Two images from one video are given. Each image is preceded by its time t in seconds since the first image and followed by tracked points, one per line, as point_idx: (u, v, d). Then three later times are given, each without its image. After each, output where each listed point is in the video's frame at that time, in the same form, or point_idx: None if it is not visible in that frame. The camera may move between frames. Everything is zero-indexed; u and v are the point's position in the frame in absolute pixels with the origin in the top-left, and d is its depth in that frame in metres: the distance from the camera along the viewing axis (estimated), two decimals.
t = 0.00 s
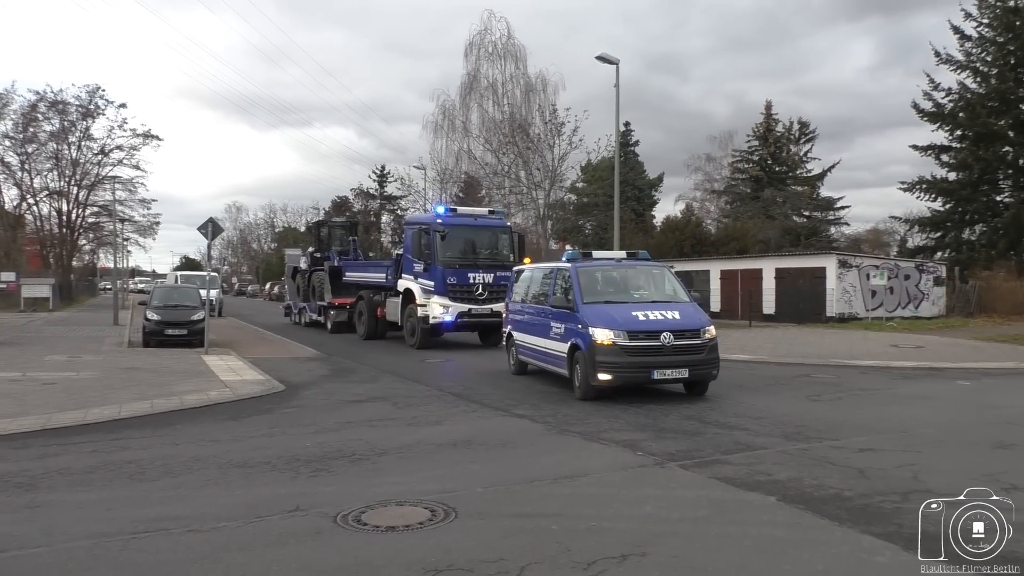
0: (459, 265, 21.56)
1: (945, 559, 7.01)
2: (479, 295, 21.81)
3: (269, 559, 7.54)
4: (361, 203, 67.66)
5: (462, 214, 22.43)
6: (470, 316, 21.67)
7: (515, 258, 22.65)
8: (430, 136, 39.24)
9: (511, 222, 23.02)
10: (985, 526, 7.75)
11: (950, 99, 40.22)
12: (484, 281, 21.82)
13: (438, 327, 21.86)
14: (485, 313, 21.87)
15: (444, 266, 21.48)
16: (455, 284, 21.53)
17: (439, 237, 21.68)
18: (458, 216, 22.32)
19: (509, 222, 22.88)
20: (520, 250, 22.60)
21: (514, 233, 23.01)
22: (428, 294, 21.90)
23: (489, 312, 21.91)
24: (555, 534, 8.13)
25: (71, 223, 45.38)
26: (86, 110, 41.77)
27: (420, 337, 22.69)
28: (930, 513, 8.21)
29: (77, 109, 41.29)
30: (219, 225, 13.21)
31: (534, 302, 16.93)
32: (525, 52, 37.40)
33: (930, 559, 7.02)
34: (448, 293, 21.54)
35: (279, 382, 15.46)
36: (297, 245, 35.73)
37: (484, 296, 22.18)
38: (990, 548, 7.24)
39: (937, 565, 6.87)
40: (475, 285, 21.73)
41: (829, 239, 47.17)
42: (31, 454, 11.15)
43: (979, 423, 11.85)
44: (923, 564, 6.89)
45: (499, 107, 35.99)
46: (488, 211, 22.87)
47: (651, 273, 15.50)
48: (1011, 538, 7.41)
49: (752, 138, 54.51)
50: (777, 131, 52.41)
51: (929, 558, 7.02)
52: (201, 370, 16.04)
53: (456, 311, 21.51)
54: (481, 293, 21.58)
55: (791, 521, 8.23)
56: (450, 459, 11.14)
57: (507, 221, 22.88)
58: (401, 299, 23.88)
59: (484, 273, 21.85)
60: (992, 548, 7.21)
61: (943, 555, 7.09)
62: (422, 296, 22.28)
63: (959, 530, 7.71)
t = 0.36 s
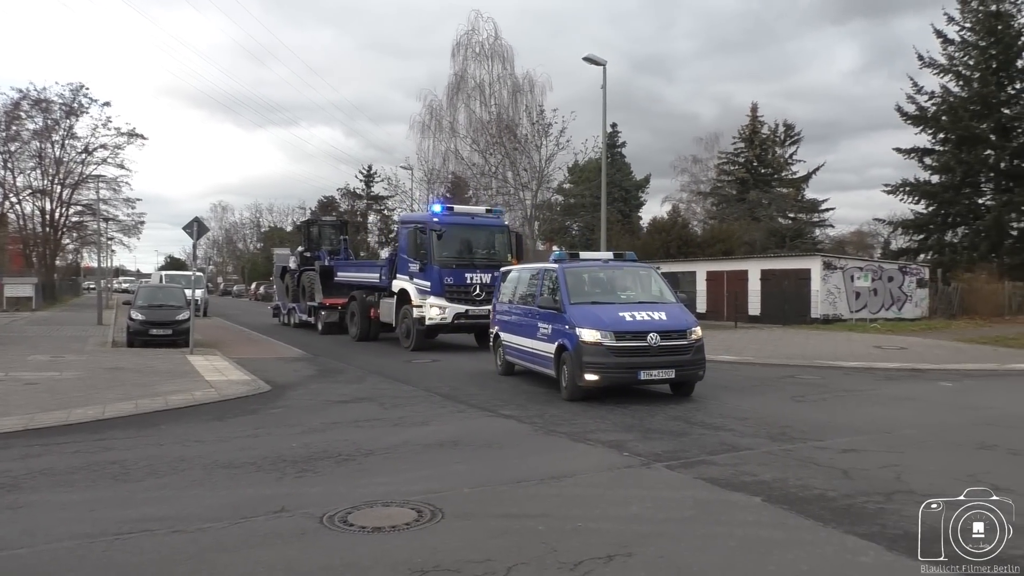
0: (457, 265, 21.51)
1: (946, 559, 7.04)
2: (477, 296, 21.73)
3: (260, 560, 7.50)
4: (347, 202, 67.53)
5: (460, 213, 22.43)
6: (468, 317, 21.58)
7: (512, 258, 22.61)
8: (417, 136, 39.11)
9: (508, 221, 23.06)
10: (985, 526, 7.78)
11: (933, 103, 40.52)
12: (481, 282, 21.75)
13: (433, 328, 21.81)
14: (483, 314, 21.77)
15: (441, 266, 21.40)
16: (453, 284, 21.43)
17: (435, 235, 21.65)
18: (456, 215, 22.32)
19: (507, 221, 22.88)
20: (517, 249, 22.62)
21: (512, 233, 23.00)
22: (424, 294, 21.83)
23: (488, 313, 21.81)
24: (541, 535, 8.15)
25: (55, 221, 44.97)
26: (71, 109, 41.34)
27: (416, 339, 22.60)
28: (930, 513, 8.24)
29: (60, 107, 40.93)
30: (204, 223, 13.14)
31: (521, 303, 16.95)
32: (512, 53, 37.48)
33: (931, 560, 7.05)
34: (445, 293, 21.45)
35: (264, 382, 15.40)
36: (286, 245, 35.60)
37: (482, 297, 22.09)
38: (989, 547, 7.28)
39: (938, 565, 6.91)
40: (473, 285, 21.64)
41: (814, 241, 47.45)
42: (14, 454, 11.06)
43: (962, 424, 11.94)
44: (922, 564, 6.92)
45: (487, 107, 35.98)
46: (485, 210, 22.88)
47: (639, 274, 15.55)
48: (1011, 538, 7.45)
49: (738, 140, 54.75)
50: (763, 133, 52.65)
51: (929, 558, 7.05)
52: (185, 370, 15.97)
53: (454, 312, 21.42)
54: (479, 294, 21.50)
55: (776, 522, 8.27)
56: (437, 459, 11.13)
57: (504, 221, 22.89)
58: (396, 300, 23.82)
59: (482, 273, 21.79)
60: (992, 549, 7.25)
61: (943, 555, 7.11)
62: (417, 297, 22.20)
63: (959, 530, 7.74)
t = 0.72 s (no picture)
0: (451, 264, 21.46)
1: (945, 559, 7.03)
2: (471, 295, 21.70)
3: (249, 561, 7.45)
4: (336, 202, 67.38)
5: (454, 211, 22.37)
6: (462, 316, 21.55)
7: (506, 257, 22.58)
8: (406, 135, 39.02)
9: (502, 219, 23.06)
10: (985, 527, 7.78)
11: (920, 104, 40.72)
12: (475, 281, 21.72)
13: (427, 327, 21.77)
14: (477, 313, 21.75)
15: (435, 265, 21.34)
16: (447, 283, 21.41)
17: (429, 234, 21.58)
18: (449, 213, 22.26)
19: (500, 220, 22.85)
20: (510, 248, 22.61)
21: (506, 232, 22.98)
22: (418, 293, 21.79)
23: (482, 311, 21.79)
24: (530, 534, 8.15)
25: (40, 219, 44.74)
26: (57, 106, 41.01)
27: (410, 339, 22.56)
28: (930, 512, 8.23)
29: (45, 105, 40.48)
30: (190, 222, 13.06)
31: (510, 302, 16.95)
32: (501, 52, 37.50)
33: (930, 560, 7.03)
34: (439, 292, 21.40)
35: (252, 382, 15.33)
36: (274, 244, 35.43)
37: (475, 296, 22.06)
38: (989, 547, 7.27)
39: (937, 565, 6.89)
40: (467, 284, 21.61)
41: (802, 241, 47.70)
42: None
43: (947, 424, 12.01)
44: (921, 564, 6.91)
45: (476, 106, 35.93)
46: (479, 208, 22.84)
47: (627, 273, 15.58)
48: (1011, 538, 7.44)
49: (727, 140, 54.90)
50: (751, 133, 52.80)
51: (929, 558, 7.03)
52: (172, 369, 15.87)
53: (448, 311, 21.38)
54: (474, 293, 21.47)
55: (762, 521, 8.29)
56: (427, 459, 11.11)
57: (498, 219, 22.86)
58: (389, 299, 23.77)
59: (475, 272, 21.77)
60: (992, 548, 7.23)
61: (943, 555, 7.10)
62: (411, 296, 22.15)
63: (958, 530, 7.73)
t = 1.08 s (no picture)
0: (442, 261, 21.42)
1: (944, 558, 6.99)
2: (462, 292, 21.66)
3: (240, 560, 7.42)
4: (324, 200, 67.13)
5: (445, 208, 22.34)
6: (452, 314, 21.50)
7: (497, 255, 22.57)
8: (394, 134, 38.93)
9: (492, 217, 23.05)
10: (985, 526, 7.75)
11: (905, 105, 40.94)
12: (466, 279, 21.69)
13: (417, 325, 21.72)
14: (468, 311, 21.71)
15: (426, 262, 21.28)
16: (438, 281, 21.35)
17: (420, 231, 21.53)
18: (440, 211, 22.23)
19: (491, 217, 22.85)
20: (502, 246, 22.62)
21: (497, 229, 22.97)
22: (409, 292, 21.72)
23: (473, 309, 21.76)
24: (519, 532, 8.14)
25: (24, 216, 44.35)
26: (41, 102, 40.51)
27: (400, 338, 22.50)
28: (930, 512, 8.19)
29: (30, 101, 40.01)
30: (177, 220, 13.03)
31: (498, 301, 16.94)
32: (489, 51, 37.52)
33: (930, 560, 6.99)
34: (430, 290, 21.34)
35: (237, 381, 15.23)
36: (263, 242, 35.24)
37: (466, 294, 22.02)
38: (988, 548, 7.25)
39: (936, 565, 6.86)
40: (458, 282, 21.58)
41: (789, 241, 47.91)
42: None
43: (932, 422, 12.08)
44: (921, 563, 6.88)
45: (464, 105, 35.88)
46: (470, 206, 22.82)
47: (615, 271, 15.63)
48: (1011, 538, 7.42)
49: (714, 140, 55.04)
50: (739, 133, 52.97)
51: (929, 558, 6.99)
52: (158, 368, 15.76)
53: (438, 310, 21.32)
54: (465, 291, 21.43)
55: (749, 519, 8.32)
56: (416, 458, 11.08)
57: (489, 217, 22.85)
58: (379, 298, 23.70)
59: (466, 269, 21.74)
60: (991, 548, 7.22)
61: (943, 555, 7.06)
62: (402, 294, 22.07)
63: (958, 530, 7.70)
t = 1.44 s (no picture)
0: (433, 260, 21.41)
1: (945, 558, 6.93)
2: (453, 291, 21.65)
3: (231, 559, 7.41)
4: (312, 198, 66.97)
5: (436, 206, 22.33)
6: (443, 313, 21.50)
7: (488, 253, 22.60)
8: (383, 132, 38.87)
9: (484, 216, 23.10)
10: (985, 526, 7.69)
11: (892, 104, 41.18)
12: (458, 277, 21.70)
13: (408, 324, 21.69)
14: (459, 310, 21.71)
15: (417, 261, 21.25)
16: (429, 280, 21.32)
17: (411, 229, 21.48)
18: (432, 209, 22.21)
19: (483, 215, 22.88)
20: (493, 244, 22.65)
21: (488, 227, 22.99)
22: (400, 290, 21.68)
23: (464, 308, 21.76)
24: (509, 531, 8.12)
25: (8, 215, 43.75)
26: (27, 100, 40.21)
27: (390, 337, 22.46)
28: (929, 512, 8.12)
29: (14, 99, 39.65)
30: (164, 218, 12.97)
31: (488, 299, 16.94)
32: (478, 49, 37.58)
33: (931, 560, 6.94)
34: (421, 289, 21.31)
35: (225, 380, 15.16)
36: (251, 240, 35.12)
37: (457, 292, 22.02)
38: (990, 549, 7.19)
39: (936, 565, 6.81)
40: (449, 280, 21.57)
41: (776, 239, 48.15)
42: None
43: (921, 420, 12.14)
44: (921, 563, 6.83)
45: (453, 103, 35.84)
46: (462, 204, 22.82)
47: (605, 270, 15.67)
48: (1011, 539, 7.36)
49: (703, 139, 55.22)
50: (727, 132, 53.17)
51: (929, 558, 6.93)
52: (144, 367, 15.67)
53: (430, 309, 21.31)
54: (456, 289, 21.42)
55: (740, 517, 8.32)
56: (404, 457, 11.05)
57: (480, 215, 22.88)
58: (370, 296, 23.66)
59: (458, 268, 21.75)
60: (993, 549, 7.16)
61: (943, 555, 6.99)
62: (393, 293, 22.05)
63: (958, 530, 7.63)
